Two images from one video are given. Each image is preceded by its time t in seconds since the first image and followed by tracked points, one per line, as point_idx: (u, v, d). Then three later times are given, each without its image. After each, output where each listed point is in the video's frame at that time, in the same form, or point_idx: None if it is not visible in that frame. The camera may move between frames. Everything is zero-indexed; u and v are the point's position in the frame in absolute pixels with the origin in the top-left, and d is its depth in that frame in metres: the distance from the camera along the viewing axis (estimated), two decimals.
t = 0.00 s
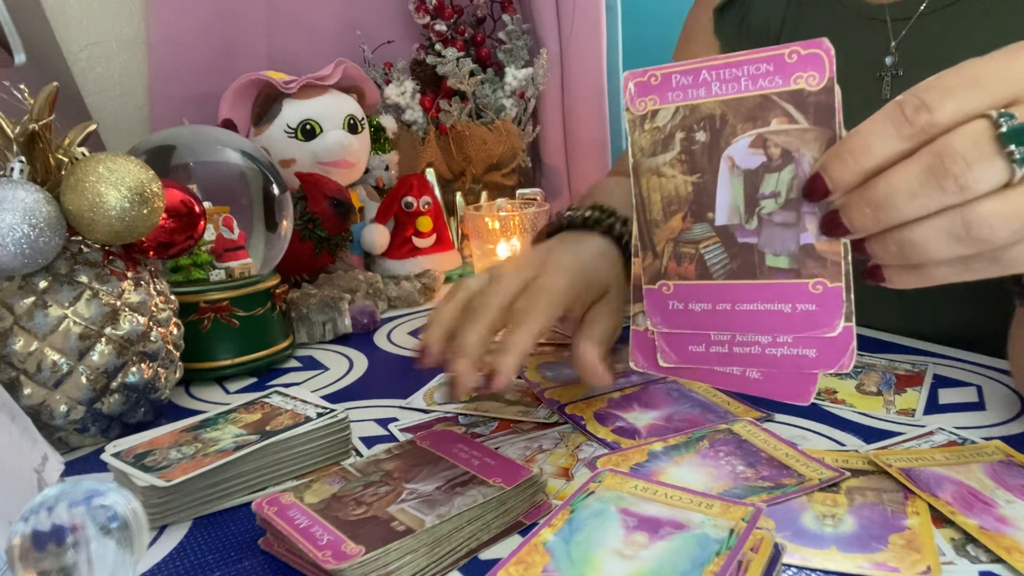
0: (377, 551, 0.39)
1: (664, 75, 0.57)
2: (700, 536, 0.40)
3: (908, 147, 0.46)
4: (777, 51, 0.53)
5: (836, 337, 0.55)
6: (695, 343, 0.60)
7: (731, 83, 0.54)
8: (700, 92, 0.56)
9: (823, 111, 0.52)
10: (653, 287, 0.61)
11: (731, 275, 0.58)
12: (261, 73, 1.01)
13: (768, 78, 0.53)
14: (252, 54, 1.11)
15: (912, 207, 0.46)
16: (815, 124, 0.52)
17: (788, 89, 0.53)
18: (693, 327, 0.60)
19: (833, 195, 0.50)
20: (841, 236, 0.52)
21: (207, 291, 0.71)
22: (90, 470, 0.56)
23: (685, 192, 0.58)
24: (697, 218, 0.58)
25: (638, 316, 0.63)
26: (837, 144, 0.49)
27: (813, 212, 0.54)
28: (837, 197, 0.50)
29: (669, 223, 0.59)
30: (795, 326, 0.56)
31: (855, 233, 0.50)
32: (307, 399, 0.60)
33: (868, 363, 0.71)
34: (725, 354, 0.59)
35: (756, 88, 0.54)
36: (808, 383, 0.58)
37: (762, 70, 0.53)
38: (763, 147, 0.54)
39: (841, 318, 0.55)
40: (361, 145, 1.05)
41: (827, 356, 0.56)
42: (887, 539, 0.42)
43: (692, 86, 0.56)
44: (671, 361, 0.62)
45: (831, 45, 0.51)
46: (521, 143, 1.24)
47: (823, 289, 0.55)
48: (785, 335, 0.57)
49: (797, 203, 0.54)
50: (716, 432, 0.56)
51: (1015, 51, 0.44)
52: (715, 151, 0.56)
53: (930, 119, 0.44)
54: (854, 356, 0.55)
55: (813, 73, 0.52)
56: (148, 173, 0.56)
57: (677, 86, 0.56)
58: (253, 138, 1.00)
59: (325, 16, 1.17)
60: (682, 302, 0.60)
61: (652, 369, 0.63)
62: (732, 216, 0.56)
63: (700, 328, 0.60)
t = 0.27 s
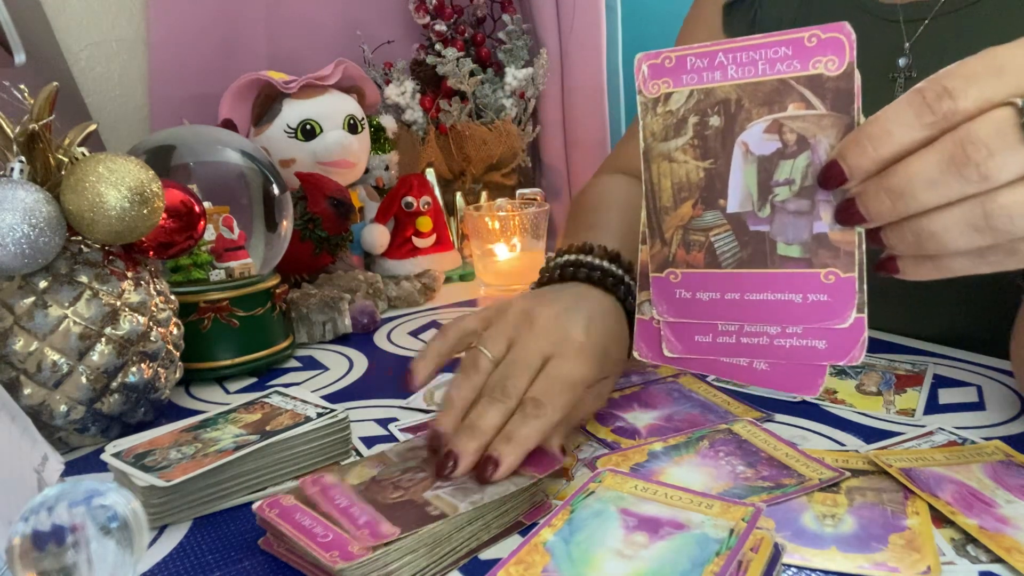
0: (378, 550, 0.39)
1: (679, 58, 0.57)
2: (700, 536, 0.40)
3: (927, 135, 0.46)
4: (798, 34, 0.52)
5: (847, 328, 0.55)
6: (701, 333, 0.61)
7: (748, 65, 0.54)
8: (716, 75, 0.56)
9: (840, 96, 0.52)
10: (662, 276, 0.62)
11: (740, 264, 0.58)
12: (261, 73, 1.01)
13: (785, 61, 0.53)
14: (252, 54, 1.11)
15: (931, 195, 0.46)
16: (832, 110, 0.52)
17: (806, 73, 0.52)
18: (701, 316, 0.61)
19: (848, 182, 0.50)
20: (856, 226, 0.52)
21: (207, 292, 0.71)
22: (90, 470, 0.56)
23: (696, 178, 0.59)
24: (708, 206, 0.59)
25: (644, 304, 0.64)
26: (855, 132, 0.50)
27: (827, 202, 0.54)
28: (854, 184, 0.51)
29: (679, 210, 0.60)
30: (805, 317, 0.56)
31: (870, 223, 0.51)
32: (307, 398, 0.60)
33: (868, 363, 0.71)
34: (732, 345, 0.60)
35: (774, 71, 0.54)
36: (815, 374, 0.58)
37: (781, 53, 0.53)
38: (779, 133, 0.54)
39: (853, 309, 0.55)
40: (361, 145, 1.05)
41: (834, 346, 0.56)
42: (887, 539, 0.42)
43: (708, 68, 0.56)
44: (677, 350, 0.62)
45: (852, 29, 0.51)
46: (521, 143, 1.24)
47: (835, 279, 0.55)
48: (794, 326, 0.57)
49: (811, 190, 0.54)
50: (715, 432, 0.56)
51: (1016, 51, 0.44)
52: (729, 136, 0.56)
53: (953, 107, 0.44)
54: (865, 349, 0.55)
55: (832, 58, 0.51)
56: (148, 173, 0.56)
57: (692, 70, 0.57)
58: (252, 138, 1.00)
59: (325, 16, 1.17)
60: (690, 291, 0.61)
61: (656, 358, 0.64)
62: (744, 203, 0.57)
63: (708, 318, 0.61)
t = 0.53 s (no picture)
0: (377, 551, 0.39)
1: (680, 55, 0.58)
2: (700, 536, 0.40)
3: (925, 131, 0.46)
4: (797, 32, 0.53)
5: (845, 323, 0.55)
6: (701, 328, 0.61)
7: (747, 63, 0.55)
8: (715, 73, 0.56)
9: (839, 93, 0.52)
10: (662, 271, 0.62)
11: (740, 260, 0.58)
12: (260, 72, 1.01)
13: (785, 60, 0.54)
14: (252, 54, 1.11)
15: (927, 191, 0.46)
16: (832, 107, 0.52)
17: (806, 70, 0.53)
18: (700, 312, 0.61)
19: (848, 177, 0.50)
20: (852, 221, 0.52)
21: (207, 292, 0.71)
22: (90, 470, 0.56)
23: (696, 174, 0.59)
24: (708, 201, 0.59)
25: (645, 299, 0.64)
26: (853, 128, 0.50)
27: (826, 198, 0.54)
28: (851, 180, 0.50)
29: (679, 205, 0.60)
30: (803, 313, 0.57)
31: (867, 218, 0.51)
32: (307, 398, 0.60)
33: (868, 363, 0.71)
34: (731, 340, 0.60)
35: (773, 69, 0.54)
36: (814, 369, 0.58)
37: (780, 51, 0.54)
38: (778, 130, 0.54)
39: (850, 305, 0.55)
40: (361, 145, 1.05)
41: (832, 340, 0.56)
42: (887, 539, 0.42)
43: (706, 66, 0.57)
44: (677, 345, 0.63)
45: (852, 27, 0.51)
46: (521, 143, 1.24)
47: (833, 275, 0.55)
48: (792, 322, 0.57)
49: (811, 186, 0.54)
50: (715, 432, 0.56)
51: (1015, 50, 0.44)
52: (730, 132, 0.57)
53: (949, 103, 0.44)
54: (862, 343, 0.55)
55: (833, 55, 0.52)
56: (148, 173, 0.56)
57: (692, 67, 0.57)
58: (253, 138, 1.00)
59: (325, 15, 1.18)
60: (690, 286, 0.61)
61: (656, 352, 0.64)
62: (743, 200, 0.57)
63: (708, 313, 0.61)
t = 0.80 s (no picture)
0: (378, 550, 0.39)
1: (678, 55, 0.58)
2: (700, 536, 0.40)
3: (920, 130, 0.46)
4: (795, 31, 0.53)
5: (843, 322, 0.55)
6: (700, 327, 0.60)
7: (744, 63, 0.55)
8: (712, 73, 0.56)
9: (837, 92, 0.52)
10: (660, 271, 0.62)
11: (739, 259, 0.58)
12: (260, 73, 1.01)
13: (782, 59, 0.53)
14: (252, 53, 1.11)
15: (924, 190, 0.46)
16: (830, 106, 0.52)
17: (803, 69, 0.53)
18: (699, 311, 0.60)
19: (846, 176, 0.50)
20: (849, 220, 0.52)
21: (207, 291, 0.71)
22: (90, 470, 0.56)
23: (694, 173, 0.59)
24: (706, 201, 0.59)
25: (644, 297, 0.63)
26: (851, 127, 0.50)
27: (823, 197, 0.54)
28: (849, 179, 0.51)
29: (677, 205, 0.60)
30: (802, 311, 0.56)
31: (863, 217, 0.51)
32: (307, 399, 0.60)
33: (868, 363, 0.71)
34: (729, 338, 0.59)
35: (770, 69, 0.54)
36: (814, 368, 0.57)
37: (777, 50, 0.54)
38: (776, 129, 0.54)
39: (848, 304, 0.54)
40: (361, 145, 1.05)
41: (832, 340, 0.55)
42: (887, 539, 0.42)
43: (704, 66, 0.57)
44: (676, 345, 0.62)
45: (848, 27, 0.51)
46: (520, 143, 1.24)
47: (832, 274, 0.55)
48: (790, 320, 0.57)
49: (808, 186, 0.54)
50: (715, 432, 0.56)
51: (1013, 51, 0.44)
52: (727, 132, 0.57)
53: (946, 102, 0.44)
54: (860, 342, 0.54)
55: (830, 55, 0.52)
56: (148, 173, 0.56)
57: (689, 67, 0.57)
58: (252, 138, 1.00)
59: (325, 15, 1.18)
60: (689, 285, 0.61)
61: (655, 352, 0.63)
62: (741, 198, 0.57)
63: (706, 312, 0.60)
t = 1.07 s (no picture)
0: (378, 551, 0.39)
1: (664, 67, 0.57)
2: (700, 536, 0.40)
3: (894, 146, 0.45)
4: (776, 46, 0.52)
5: (824, 330, 0.56)
6: (687, 331, 0.62)
7: (728, 76, 0.54)
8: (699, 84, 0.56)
9: (817, 106, 0.51)
10: (649, 276, 0.62)
11: (724, 266, 0.58)
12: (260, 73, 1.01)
13: (763, 74, 0.53)
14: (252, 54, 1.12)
15: (897, 206, 0.45)
16: (810, 120, 0.52)
17: (784, 84, 0.52)
18: (686, 315, 0.61)
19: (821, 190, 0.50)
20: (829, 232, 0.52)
21: (207, 291, 0.71)
22: (90, 470, 0.56)
23: (682, 183, 0.59)
24: (693, 209, 0.59)
25: (635, 302, 0.64)
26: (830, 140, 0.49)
27: (805, 208, 0.54)
28: (827, 193, 0.50)
29: (666, 213, 0.60)
30: (786, 319, 0.57)
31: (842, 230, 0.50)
32: (307, 399, 0.60)
33: (868, 363, 0.71)
34: (716, 344, 0.61)
35: (753, 82, 0.54)
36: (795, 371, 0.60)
37: (760, 64, 0.53)
38: (759, 141, 0.54)
39: (830, 312, 0.56)
40: (361, 146, 1.05)
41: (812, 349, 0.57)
42: (887, 539, 0.42)
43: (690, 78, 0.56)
44: (665, 348, 0.63)
45: (828, 42, 0.51)
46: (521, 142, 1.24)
47: (812, 283, 0.56)
48: (774, 327, 0.58)
49: (790, 197, 0.54)
50: (715, 432, 0.56)
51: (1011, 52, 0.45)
52: (713, 143, 0.56)
53: (919, 120, 0.44)
54: (841, 349, 0.56)
55: (810, 69, 0.51)
56: (148, 173, 0.56)
57: (676, 79, 0.56)
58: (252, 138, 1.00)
59: (325, 16, 1.19)
60: (677, 291, 0.61)
61: (646, 354, 0.64)
62: (727, 207, 0.57)
63: (693, 317, 0.61)
